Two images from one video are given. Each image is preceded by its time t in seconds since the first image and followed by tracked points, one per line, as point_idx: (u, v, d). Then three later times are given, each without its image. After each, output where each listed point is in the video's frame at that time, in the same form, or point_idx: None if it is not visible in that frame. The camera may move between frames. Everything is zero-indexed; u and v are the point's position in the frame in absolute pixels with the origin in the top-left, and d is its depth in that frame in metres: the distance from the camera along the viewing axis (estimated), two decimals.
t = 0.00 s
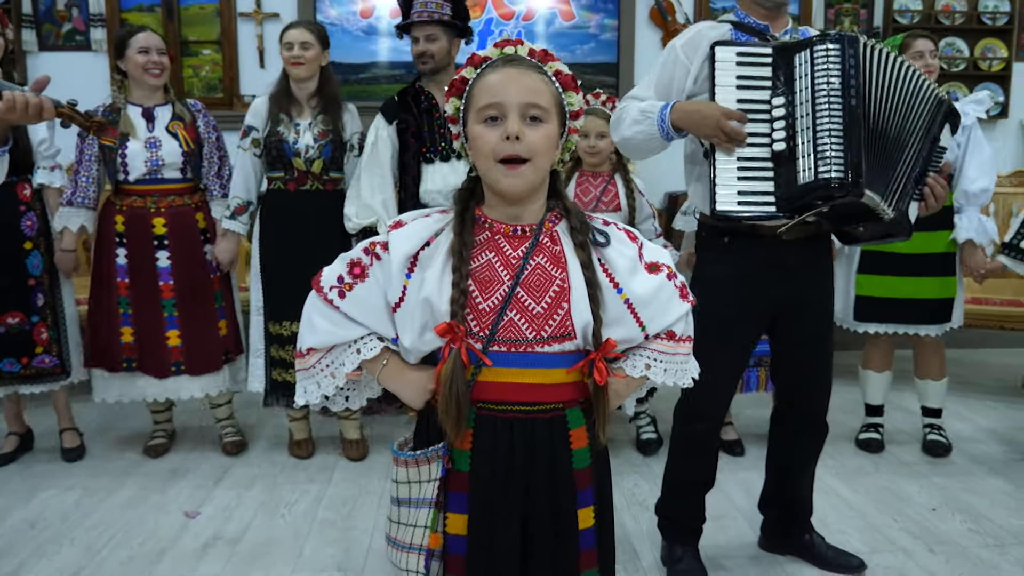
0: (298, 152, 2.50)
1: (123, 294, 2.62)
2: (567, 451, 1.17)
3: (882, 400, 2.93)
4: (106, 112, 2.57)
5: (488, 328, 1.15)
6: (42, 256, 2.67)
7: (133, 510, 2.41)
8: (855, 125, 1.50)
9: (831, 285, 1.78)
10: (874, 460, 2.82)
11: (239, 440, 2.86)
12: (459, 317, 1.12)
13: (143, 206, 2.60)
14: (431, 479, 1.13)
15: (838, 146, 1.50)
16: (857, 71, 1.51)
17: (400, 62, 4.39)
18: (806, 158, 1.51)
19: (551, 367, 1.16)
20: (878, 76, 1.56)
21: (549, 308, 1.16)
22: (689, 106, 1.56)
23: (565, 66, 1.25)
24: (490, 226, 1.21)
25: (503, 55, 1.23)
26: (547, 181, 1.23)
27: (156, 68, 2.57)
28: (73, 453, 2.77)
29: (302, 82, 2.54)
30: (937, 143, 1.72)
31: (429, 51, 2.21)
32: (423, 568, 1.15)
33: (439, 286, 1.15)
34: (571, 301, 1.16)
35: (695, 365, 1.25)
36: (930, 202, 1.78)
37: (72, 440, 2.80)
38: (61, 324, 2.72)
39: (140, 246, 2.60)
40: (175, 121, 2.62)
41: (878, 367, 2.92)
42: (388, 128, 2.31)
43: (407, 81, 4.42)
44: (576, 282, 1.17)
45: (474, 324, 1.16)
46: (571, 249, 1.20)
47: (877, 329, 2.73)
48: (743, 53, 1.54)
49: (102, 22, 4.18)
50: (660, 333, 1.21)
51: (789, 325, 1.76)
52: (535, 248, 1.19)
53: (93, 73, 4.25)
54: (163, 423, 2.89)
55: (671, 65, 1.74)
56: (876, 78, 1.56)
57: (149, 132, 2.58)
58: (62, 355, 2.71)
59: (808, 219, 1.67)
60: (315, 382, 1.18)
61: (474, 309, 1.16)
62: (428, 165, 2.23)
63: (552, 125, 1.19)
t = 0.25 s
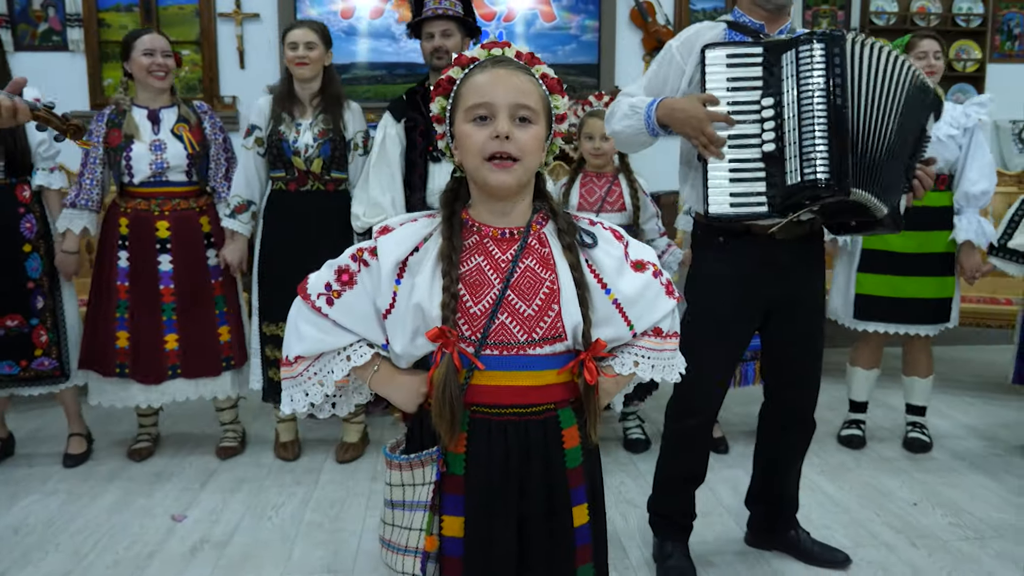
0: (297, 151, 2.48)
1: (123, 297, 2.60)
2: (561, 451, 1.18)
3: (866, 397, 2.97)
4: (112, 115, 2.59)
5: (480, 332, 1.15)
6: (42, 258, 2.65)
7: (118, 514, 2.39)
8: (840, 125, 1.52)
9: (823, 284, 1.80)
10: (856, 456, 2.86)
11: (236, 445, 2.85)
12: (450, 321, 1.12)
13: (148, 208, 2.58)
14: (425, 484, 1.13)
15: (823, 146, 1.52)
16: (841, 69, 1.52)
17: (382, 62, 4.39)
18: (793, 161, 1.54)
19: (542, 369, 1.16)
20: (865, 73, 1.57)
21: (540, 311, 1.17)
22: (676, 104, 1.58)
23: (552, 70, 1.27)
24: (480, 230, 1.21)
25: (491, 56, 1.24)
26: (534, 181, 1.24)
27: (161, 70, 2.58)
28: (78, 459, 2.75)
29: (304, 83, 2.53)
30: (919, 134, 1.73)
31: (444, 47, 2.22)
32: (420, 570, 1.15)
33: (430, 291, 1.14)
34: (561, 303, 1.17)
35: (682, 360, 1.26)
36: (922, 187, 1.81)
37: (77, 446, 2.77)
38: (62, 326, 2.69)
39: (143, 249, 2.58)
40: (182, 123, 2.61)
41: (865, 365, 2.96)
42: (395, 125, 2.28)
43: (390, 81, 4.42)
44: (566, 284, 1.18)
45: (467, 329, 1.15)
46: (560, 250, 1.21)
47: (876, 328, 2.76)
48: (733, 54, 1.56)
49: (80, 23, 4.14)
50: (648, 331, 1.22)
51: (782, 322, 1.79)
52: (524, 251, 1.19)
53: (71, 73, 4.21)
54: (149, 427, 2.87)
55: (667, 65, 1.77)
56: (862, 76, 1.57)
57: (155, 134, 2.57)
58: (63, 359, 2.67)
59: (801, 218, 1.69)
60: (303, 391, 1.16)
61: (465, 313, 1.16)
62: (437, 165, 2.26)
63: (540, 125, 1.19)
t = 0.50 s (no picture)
0: (304, 151, 2.49)
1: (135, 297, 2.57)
2: (561, 448, 1.19)
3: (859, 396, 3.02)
4: (133, 116, 2.58)
5: (482, 333, 1.16)
6: (57, 259, 2.62)
7: (110, 517, 2.38)
8: (813, 124, 1.54)
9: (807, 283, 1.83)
10: (842, 453, 2.90)
11: (226, 447, 2.85)
12: (453, 322, 1.14)
13: (159, 208, 2.56)
14: (427, 482, 1.15)
15: (797, 146, 1.54)
16: (810, 68, 1.55)
17: (367, 65, 4.40)
18: (769, 162, 1.57)
19: (541, 367, 1.18)
20: (837, 70, 1.58)
21: (539, 311, 1.18)
22: (654, 112, 1.63)
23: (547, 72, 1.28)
24: (482, 231, 1.22)
25: (485, 60, 1.25)
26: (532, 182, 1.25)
27: (171, 72, 2.55)
28: (67, 462, 2.74)
29: (314, 86, 2.54)
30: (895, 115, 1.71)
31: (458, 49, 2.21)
32: (423, 567, 1.16)
33: (432, 293, 1.15)
34: (561, 303, 1.19)
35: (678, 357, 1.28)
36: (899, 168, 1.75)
37: (67, 449, 2.75)
38: (78, 326, 2.67)
39: (155, 251, 2.55)
40: (197, 126, 2.58)
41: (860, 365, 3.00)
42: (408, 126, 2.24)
43: (375, 83, 4.42)
44: (565, 284, 1.20)
45: (468, 327, 1.17)
46: (559, 250, 1.22)
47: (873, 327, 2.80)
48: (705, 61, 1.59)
49: (63, 24, 4.11)
50: (643, 329, 1.24)
51: (767, 322, 1.81)
52: (523, 251, 1.20)
53: (54, 75, 4.18)
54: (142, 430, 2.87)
55: (644, 74, 1.79)
56: (834, 72, 1.58)
57: (170, 135, 2.55)
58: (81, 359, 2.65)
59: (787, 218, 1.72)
60: (304, 393, 1.16)
61: (466, 314, 1.17)
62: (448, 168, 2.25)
63: (537, 127, 1.21)
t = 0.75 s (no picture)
0: (302, 152, 2.51)
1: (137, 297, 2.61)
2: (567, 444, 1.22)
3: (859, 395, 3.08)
4: (142, 118, 2.61)
5: (491, 331, 1.19)
6: (61, 262, 2.61)
7: (102, 518, 2.37)
8: (776, 129, 1.59)
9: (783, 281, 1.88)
10: (827, 450, 2.96)
11: (217, 448, 2.84)
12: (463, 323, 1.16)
13: (160, 209, 2.57)
14: (436, 476, 1.18)
15: (762, 150, 1.58)
16: (773, 75, 1.59)
17: (351, 66, 4.41)
18: (736, 166, 1.60)
19: (548, 365, 1.21)
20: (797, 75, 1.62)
21: (548, 310, 1.21)
22: (622, 115, 1.66)
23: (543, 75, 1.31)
24: (486, 232, 1.24)
25: (482, 66, 1.27)
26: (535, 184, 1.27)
27: (176, 75, 2.54)
28: (56, 464, 2.72)
29: (313, 91, 2.57)
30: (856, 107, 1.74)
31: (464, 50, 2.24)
32: (433, 560, 1.19)
33: (442, 294, 1.18)
34: (568, 303, 1.21)
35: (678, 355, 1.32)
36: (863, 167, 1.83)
37: (56, 451, 2.74)
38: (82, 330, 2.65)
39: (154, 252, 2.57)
40: (200, 131, 2.58)
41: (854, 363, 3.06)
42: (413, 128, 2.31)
43: (360, 85, 4.44)
44: (571, 284, 1.23)
45: (478, 327, 1.19)
46: (564, 250, 1.25)
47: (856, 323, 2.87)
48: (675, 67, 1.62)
49: (44, 25, 4.08)
50: (648, 327, 1.27)
51: (746, 321, 1.85)
52: (530, 252, 1.23)
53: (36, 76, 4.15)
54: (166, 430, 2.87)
55: (618, 82, 1.83)
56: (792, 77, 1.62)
57: (174, 138, 2.56)
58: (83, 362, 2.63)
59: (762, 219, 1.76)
60: (316, 390, 1.18)
61: (476, 313, 1.19)
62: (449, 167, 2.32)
63: (538, 129, 1.23)
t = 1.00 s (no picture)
0: (300, 152, 2.52)
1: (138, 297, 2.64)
2: (579, 443, 1.24)
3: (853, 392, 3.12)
4: (147, 117, 2.62)
5: (505, 333, 1.21)
6: (59, 265, 2.60)
7: (102, 521, 2.37)
8: (765, 132, 1.61)
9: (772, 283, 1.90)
10: (820, 448, 3.00)
11: (214, 450, 2.85)
12: (479, 326, 1.17)
13: (160, 211, 2.58)
14: (450, 474, 1.20)
15: (752, 152, 1.60)
16: (762, 79, 1.62)
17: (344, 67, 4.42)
18: (724, 168, 1.63)
19: (559, 366, 1.23)
20: (785, 77, 1.64)
21: (561, 312, 1.23)
22: (613, 116, 1.68)
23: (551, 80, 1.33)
24: (498, 235, 1.26)
25: (492, 74, 1.29)
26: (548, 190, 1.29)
27: (180, 74, 2.54)
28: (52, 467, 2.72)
29: (311, 92, 2.57)
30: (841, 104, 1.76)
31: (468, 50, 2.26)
32: (446, 557, 1.21)
33: (457, 297, 1.19)
34: (580, 305, 1.23)
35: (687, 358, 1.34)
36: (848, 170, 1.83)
37: (54, 454, 2.75)
38: (80, 333, 2.64)
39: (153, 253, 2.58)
40: (204, 134, 2.59)
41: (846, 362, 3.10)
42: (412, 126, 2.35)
43: (353, 86, 4.46)
44: (583, 286, 1.25)
45: (491, 328, 1.21)
46: (577, 254, 1.27)
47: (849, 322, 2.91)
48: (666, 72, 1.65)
49: (36, 27, 4.08)
50: (658, 329, 1.30)
51: (735, 322, 1.88)
52: (544, 255, 1.25)
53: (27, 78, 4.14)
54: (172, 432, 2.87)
55: (609, 85, 1.84)
56: (780, 79, 1.64)
57: (178, 140, 2.57)
58: (80, 365, 2.62)
59: (750, 221, 1.78)
60: (333, 388, 1.21)
61: (491, 314, 1.21)
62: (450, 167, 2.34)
63: (550, 135, 1.25)
